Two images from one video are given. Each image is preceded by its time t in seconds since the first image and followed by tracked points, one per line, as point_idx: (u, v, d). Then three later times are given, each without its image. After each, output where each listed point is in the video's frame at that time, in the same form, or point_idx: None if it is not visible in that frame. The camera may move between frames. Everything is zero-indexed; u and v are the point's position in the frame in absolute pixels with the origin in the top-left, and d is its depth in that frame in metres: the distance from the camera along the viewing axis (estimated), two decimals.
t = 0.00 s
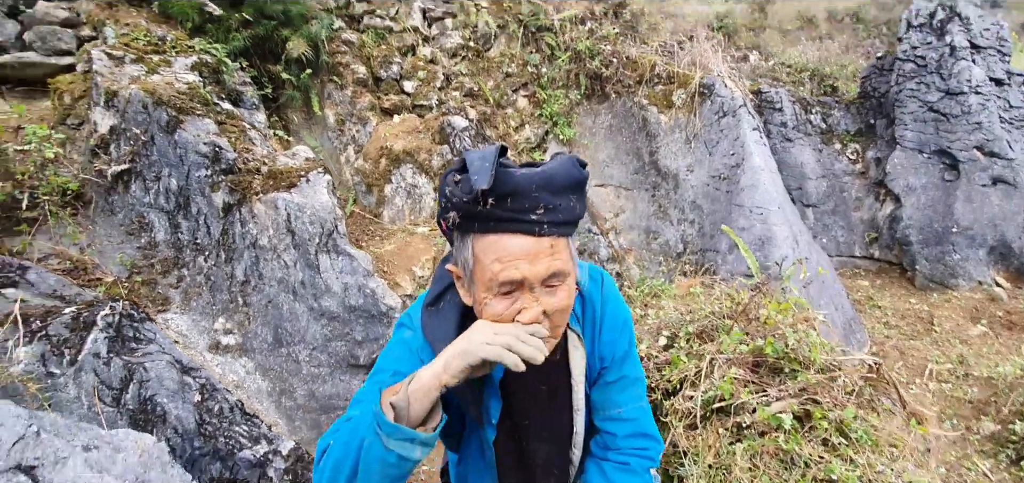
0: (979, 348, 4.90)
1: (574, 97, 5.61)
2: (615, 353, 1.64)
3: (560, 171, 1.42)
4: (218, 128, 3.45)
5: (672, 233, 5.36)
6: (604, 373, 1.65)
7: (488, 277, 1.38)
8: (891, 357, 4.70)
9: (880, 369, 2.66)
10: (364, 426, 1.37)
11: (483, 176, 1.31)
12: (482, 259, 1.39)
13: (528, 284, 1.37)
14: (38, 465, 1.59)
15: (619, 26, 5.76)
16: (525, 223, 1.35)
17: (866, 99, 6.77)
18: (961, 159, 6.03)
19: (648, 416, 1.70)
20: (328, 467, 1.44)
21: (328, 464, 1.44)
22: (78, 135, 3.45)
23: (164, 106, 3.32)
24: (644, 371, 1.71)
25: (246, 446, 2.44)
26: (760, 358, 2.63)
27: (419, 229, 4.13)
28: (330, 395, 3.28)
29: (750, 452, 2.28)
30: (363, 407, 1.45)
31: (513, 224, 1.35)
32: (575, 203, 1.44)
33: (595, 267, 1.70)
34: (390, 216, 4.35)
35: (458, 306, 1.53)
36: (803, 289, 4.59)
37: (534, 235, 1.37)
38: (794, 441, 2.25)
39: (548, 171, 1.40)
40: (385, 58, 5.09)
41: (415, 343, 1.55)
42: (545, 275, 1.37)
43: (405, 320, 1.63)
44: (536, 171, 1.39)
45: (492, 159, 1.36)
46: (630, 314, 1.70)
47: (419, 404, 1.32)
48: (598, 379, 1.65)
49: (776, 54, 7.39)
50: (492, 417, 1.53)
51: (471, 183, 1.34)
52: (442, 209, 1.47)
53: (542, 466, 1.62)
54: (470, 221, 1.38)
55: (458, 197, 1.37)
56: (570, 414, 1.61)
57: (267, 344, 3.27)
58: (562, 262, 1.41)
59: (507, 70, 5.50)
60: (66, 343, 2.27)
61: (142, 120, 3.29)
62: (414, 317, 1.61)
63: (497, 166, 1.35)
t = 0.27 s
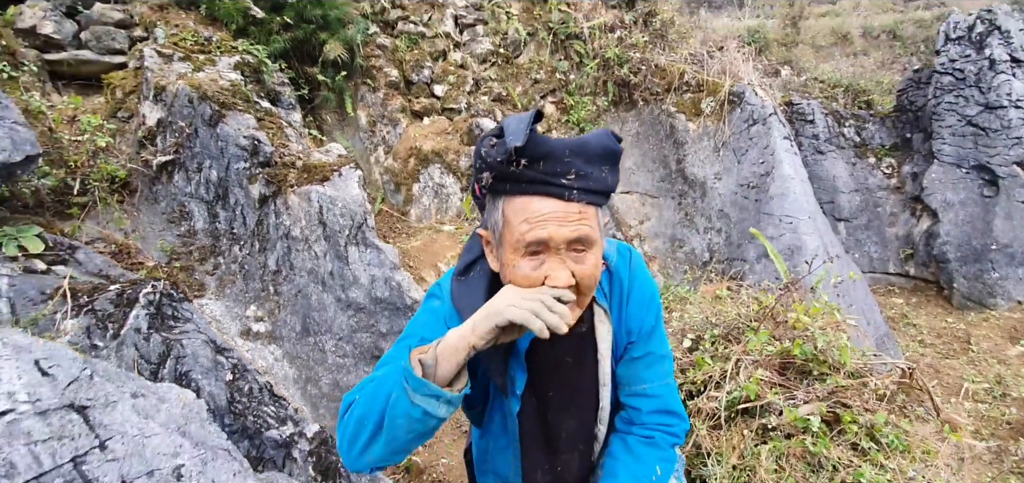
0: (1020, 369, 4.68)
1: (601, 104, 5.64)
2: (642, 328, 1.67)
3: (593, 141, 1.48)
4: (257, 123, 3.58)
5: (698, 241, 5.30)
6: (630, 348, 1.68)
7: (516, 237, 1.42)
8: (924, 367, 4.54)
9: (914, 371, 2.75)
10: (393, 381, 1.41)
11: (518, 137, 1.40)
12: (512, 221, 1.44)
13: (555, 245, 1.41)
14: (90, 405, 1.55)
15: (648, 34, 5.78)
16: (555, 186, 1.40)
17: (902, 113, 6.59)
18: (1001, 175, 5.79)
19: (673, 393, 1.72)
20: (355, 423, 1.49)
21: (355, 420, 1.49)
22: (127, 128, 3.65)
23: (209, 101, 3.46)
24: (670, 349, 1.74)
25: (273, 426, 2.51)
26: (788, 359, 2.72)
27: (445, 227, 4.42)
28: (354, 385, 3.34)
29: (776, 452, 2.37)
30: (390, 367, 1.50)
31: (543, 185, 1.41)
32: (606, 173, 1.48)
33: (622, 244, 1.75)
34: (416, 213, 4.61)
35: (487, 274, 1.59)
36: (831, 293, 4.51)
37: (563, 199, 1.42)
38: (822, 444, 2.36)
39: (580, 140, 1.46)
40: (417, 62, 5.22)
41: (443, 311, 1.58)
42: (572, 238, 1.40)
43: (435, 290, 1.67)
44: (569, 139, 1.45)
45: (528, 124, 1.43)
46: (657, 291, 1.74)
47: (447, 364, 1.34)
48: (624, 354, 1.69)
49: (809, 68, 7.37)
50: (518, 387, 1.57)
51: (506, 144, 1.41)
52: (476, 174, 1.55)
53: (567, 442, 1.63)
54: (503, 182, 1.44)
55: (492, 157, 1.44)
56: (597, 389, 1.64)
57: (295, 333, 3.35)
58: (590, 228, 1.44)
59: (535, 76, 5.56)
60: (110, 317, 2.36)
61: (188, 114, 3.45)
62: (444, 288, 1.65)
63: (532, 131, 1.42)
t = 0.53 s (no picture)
0: None
1: (606, 112, 5.67)
2: (653, 323, 1.72)
3: (594, 138, 1.50)
4: (269, 128, 3.62)
5: (703, 249, 5.32)
6: (642, 342, 1.73)
7: (515, 229, 1.47)
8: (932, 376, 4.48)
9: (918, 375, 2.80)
10: (426, 393, 1.42)
11: (517, 133, 1.45)
12: (513, 214, 1.49)
13: (552, 238, 1.43)
14: (114, 392, 1.62)
15: (654, 44, 5.85)
16: (553, 181, 1.43)
17: (908, 122, 6.60)
18: (1009, 185, 5.65)
19: (682, 388, 1.77)
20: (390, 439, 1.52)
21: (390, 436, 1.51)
22: (143, 133, 3.74)
23: (222, 106, 3.51)
24: (680, 345, 1.78)
25: (282, 426, 2.54)
26: (794, 363, 2.75)
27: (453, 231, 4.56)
28: (361, 388, 3.37)
29: (781, 456, 2.39)
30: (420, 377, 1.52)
31: (541, 179, 1.44)
32: (607, 170, 1.50)
33: (634, 241, 1.80)
34: (424, 218, 4.72)
35: (499, 269, 1.63)
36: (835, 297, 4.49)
37: (561, 193, 1.45)
38: (829, 448, 2.37)
39: (582, 136, 1.48)
40: (425, 70, 5.31)
41: (461, 310, 1.61)
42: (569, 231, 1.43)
43: (452, 290, 1.71)
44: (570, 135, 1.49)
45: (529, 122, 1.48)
46: (668, 287, 1.79)
47: (483, 369, 1.35)
48: (636, 349, 1.73)
49: (814, 79, 7.09)
50: (532, 381, 1.61)
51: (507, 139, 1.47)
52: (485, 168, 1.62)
53: (580, 436, 1.64)
54: (504, 176, 1.49)
55: (495, 152, 1.50)
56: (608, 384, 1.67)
57: (304, 335, 3.39)
58: (589, 222, 1.46)
59: (541, 85, 5.63)
60: (126, 316, 2.42)
61: (202, 119, 3.52)
62: (460, 286, 1.69)
63: (533, 127, 1.47)
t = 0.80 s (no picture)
0: None
1: (601, 118, 5.71)
2: (650, 323, 1.74)
3: (593, 142, 1.49)
4: (267, 132, 3.65)
5: (698, 254, 5.37)
6: (639, 342, 1.74)
7: (508, 229, 1.49)
8: (924, 380, 4.44)
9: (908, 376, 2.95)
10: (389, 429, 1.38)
11: (514, 132, 1.48)
12: (508, 212, 1.52)
13: (541, 241, 1.45)
14: (113, 386, 1.58)
15: (649, 51, 5.91)
16: (545, 183, 1.45)
17: (900, 129, 6.65)
18: (1002, 191, 5.70)
19: (677, 388, 1.80)
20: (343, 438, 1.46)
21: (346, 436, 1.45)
22: (141, 137, 3.77)
23: (221, 110, 3.54)
24: (676, 345, 1.81)
25: (276, 427, 2.53)
26: (785, 365, 2.83)
27: (449, 235, 4.64)
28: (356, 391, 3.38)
29: (773, 456, 2.50)
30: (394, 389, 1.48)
31: (535, 181, 1.47)
32: (604, 174, 1.49)
33: (632, 241, 1.82)
34: (420, 223, 4.79)
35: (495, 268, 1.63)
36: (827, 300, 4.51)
37: (554, 196, 1.46)
38: (819, 449, 2.48)
39: (581, 139, 1.49)
40: (423, 76, 5.35)
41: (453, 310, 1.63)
42: (559, 236, 1.44)
43: (447, 285, 1.72)
44: (569, 137, 1.49)
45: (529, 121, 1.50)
46: (665, 287, 1.80)
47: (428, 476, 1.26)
48: (633, 348, 1.74)
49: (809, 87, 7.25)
50: (525, 381, 1.65)
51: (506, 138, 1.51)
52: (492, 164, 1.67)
53: (576, 435, 1.70)
54: (502, 174, 1.53)
55: (495, 149, 1.55)
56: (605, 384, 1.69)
57: (299, 338, 3.40)
58: (580, 228, 1.46)
59: (538, 90, 5.67)
60: (122, 316, 2.42)
61: (200, 123, 3.54)
62: (455, 284, 1.70)
63: (531, 127, 1.49)
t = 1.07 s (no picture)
0: (1008, 381, 4.62)
1: (593, 116, 5.75)
2: (644, 315, 1.60)
3: (589, 136, 1.34)
4: (258, 126, 3.64)
5: (687, 251, 5.42)
6: (631, 333, 1.59)
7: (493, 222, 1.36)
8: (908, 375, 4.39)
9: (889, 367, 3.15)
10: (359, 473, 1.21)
11: (502, 122, 1.34)
12: (496, 203, 1.38)
13: (526, 238, 1.31)
14: (102, 370, 1.59)
15: (641, 49, 5.95)
16: (533, 176, 1.31)
17: (887, 130, 6.74)
18: (986, 190, 5.80)
19: (668, 383, 1.65)
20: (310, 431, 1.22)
21: (314, 428, 1.22)
22: (130, 130, 3.74)
23: (212, 103, 3.52)
24: (667, 339, 1.67)
25: (267, 419, 2.52)
26: (771, 356, 2.99)
27: (441, 231, 4.69)
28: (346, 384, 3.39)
29: (758, 445, 2.65)
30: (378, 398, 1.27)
31: (522, 174, 1.32)
32: (599, 172, 1.34)
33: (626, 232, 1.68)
34: (412, 218, 4.81)
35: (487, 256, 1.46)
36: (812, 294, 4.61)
37: (542, 191, 1.31)
38: (802, 439, 2.64)
39: (576, 132, 1.34)
40: (415, 72, 5.35)
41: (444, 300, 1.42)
42: (545, 233, 1.30)
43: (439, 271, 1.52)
44: (564, 129, 1.34)
45: (522, 109, 1.36)
46: (658, 279, 1.67)
47: None
48: (625, 341, 1.59)
49: (799, 88, 7.28)
50: (519, 378, 1.46)
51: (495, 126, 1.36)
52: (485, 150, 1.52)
53: (568, 433, 1.51)
54: (490, 164, 1.40)
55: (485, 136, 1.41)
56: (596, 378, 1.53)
57: (290, 331, 3.40)
58: (569, 226, 1.32)
59: (530, 88, 5.68)
60: (111, 308, 2.41)
61: (191, 116, 3.52)
62: (447, 271, 1.49)
63: (523, 117, 1.35)
